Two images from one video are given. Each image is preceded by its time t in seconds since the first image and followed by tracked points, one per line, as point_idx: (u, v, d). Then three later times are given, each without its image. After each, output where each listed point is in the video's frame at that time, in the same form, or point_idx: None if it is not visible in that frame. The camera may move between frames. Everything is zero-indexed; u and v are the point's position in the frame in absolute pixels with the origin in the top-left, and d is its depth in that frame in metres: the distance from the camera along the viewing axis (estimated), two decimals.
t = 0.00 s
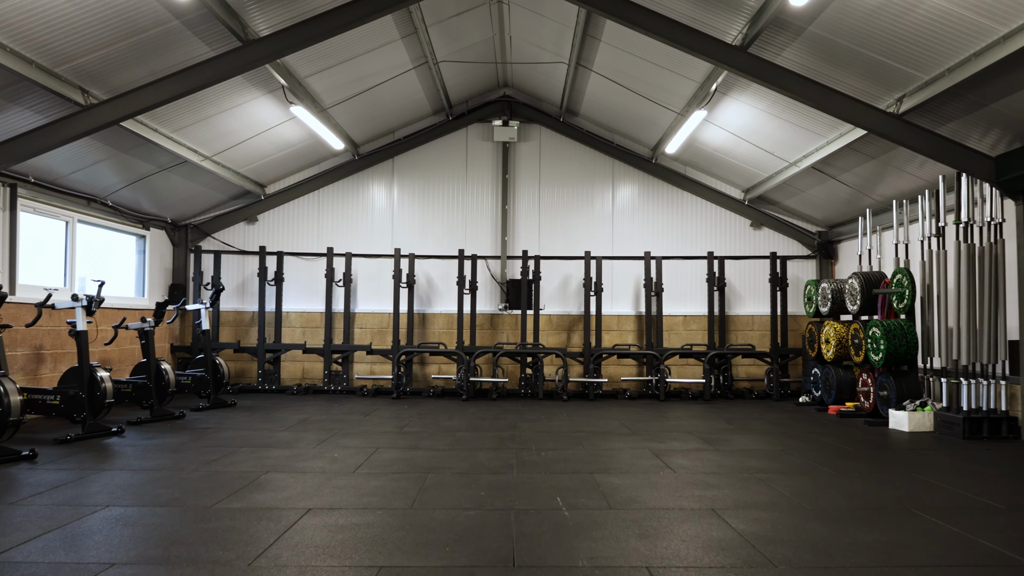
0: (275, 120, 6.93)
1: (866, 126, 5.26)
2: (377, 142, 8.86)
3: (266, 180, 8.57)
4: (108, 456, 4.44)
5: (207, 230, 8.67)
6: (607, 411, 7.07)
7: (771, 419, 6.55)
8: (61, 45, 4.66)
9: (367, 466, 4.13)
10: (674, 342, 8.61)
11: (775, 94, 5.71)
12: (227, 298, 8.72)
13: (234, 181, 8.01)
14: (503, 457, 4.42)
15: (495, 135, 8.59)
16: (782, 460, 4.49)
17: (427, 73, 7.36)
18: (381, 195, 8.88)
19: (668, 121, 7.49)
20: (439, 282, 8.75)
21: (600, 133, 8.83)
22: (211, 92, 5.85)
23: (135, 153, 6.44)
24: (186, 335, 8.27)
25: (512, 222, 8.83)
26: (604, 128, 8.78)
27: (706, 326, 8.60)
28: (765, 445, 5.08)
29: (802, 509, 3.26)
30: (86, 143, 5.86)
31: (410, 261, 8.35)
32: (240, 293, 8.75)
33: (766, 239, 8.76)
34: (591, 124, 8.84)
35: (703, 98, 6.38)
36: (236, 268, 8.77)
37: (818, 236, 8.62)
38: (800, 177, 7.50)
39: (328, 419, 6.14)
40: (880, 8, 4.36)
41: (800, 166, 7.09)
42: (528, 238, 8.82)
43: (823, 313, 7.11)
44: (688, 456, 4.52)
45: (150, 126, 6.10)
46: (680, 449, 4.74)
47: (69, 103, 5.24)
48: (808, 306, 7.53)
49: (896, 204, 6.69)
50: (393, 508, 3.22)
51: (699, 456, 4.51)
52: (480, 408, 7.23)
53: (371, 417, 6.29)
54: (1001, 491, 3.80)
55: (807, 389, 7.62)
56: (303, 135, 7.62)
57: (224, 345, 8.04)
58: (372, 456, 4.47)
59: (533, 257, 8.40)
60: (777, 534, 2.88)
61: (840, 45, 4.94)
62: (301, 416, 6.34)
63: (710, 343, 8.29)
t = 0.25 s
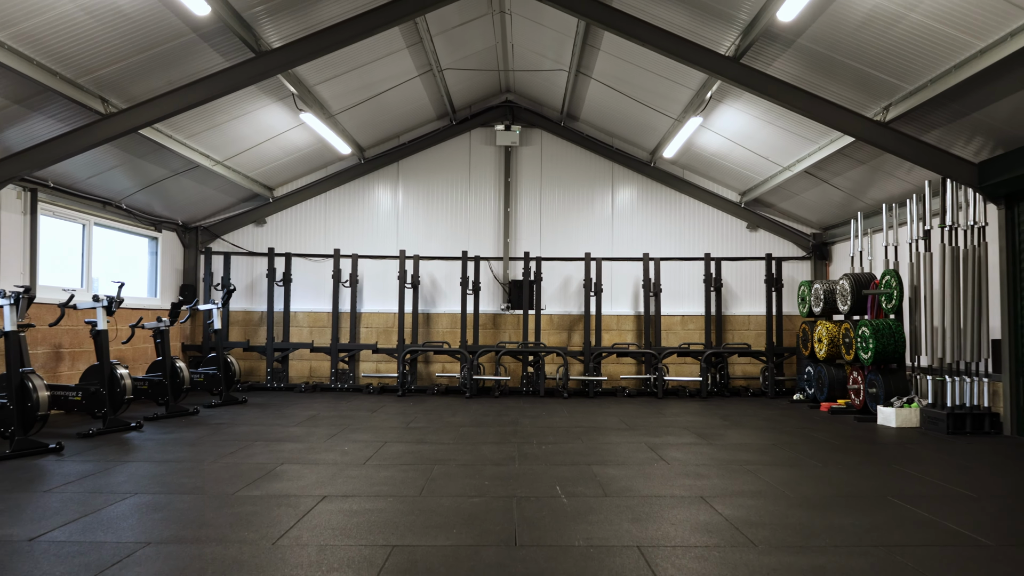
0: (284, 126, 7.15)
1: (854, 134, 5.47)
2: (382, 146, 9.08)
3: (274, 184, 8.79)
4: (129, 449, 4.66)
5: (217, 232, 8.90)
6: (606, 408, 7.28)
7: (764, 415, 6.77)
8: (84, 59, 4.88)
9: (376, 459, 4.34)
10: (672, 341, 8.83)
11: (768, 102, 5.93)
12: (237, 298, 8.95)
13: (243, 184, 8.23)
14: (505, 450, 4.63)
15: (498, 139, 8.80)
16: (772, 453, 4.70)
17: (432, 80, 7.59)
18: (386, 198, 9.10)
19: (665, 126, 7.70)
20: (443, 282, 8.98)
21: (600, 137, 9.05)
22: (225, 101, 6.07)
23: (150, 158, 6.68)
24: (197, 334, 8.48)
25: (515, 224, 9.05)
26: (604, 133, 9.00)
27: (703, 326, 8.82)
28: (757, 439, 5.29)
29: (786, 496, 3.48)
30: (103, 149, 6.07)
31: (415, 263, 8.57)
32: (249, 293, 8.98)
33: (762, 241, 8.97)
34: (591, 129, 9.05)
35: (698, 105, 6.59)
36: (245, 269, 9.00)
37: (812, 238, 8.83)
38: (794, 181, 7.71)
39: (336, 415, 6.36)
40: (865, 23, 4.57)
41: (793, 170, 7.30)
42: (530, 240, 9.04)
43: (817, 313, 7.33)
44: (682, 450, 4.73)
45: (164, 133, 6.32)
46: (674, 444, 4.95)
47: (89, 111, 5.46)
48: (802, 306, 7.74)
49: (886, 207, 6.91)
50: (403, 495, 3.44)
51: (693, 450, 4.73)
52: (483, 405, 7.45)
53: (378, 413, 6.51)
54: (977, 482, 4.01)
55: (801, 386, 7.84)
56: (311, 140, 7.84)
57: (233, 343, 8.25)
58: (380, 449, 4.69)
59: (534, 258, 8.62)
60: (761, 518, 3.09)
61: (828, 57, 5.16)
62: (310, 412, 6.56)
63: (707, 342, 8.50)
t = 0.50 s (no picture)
0: (294, 133, 7.39)
1: (843, 141, 5.70)
2: (388, 151, 9.32)
3: (283, 187, 9.04)
4: (151, 442, 4.91)
5: (227, 234, 9.15)
6: (605, 405, 7.52)
7: (758, 412, 7.00)
8: (107, 72, 5.12)
9: (386, 451, 4.59)
10: (670, 340, 9.07)
11: (760, 111, 6.17)
12: (247, 298, 9.21)
13: (253, 188, 8.48)
14: (508, 443, 4.87)
15: (500, 143, 9.04)
16: (762, 447, 4.94)
17: (437, 87, 7.84)
18: (392, 201, 9.35)
19: (664, 132, 7.93)
20: (448, 283, 9.23)
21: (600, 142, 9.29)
22: (238, 110, 6.32)
23: (166, 164, 6.93)
24: (208, 334, 8.71)
25: (517, 226, 9.29)
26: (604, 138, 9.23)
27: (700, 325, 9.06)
28: (749, 434, 5.53)
29: (772, 485, 3.72)
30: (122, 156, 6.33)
31: (420, 264, 8.81)
32: (259, 293, 9.23)
33: (758, 243, 9.20)
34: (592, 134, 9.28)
35: (695, 113, 6.83)
36: (255, 270, 9.26)
37: (807, 239, 9.04)
38: (788, 185, 7.94)
39: (346, 411, 6.60)
40: (850, 38, 4.81)
41: (787, 174, 7.53)
42: (532, 242, 9.28)
43: (810, 313, 7.57)
44: (677, 444, 4.97)
45: (179, 139, 6.56)
46: (670, 437, 5.19)
47: (111, 121, 5.71)
48: (796, 307, 7.98)
49: (876, 211, 7.15)
50: (414, 484, 3.69)
51: (687, 443, 4.97)
52: (486, 402, 7.69)
53: (386, 409, 6.75)
54: (953, 473, 4.23)
55: (795, 384, 8.07)
56: (319, 145, 8.08)
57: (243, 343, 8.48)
58: (389, 442, 4.93)
59: (536, 259, 8.86)
60: (746, 504, 3.33)
61: (816, 68, 5.40)
62: (320, 408, 6.80)
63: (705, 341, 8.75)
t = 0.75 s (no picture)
0: (303, 138, 7.62)
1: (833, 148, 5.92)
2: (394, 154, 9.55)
3: (291, 190, 9.27)
4: (169, 437, 5.14)
5: (236, 236, 9.39)
6: (605, 403, 7.74)
7: (753, 409, 7.23)
8: (127, 83, 5.34)
9: (394, 445, 4.81)
10: (669, 339, 9.29)
11: (754, 118, 6.37)
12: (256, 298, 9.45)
13: (262, 191, 8.70)
14: (511, 438, 5.10)
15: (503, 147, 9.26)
16: (754, 441, 5.16)
17: (442, 94, 8.07)
18: (397, 204, 9.58)
19: (662, 137, 8.15)
20: (452, 284, 9.45)
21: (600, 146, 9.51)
22: (250, 117, 6.55)
23: (180, 169, 7.16)
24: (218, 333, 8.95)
25: (519, 228, 9.52)
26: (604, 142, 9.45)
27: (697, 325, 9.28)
28: (743, 429, 5.75)
29: (760, 476, 3.93)
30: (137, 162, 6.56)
31: (425, 265, 9.04)
32: (268, 294, 9.47)
33: (755, 244, 9.42)
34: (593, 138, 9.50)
35: (691, 119, 7.04)
36: (264, 271, 9.50)
37: (803, 241, 9.25)
38: (783, 188, 8.15)
39: (353, 408, 6.83)
40: (838, 50, 5.02)
41: (781, 178, 7.75)
42: (534, 244, 9.51)
43: (804, 313, 7.80)
44: (673, 438, 5.19)
45: (193, 145, 6.80)
46: (666, 432, 5.41)
47: (128, 129, 5.93)
48: (791, 307, 8.20)
49: (868, 215, 7.36)
50: (421, 474, 3.91)
51: (682, 438, 5.19)
52: (490, 400, 7.91)
53: (392, 407, 6.98)
54: (934, 465, 4.45)
55: (790, 382, 8.29)
56: (326, 150, 8.30)
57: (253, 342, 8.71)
58: (397, 437, 5.16)
59: (538, 261, 9.08)
60: (734, 492, 3.55)
61: (807, 78, 5.61)
62: (329, 406, 7.03)
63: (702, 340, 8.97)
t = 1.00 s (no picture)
0: (312, 144, 7.87)
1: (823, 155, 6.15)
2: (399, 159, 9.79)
3: (300, 194, 9.51)
4: (187, 431, 5.39)
5: (246, 238, 9.65)
6: (605, 400, 7.98)
7: (747, 406, 7.47)
8: (146, 94, 5.59)
9: (402, 439, 5.06)
10: (668, 339, 9.53)
11: (747, 125, 6.61)
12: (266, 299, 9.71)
13: (272, 195, 8.96)
14: (513, 433, 5.35)
15: (506, 152, 9.48)
16: (746, 436, 5.40)
17: (446, 101, 8.32)
18: (403, 207, 9.83)
19: (660, 143, 8.38)
20: (456, 285, 9.70)
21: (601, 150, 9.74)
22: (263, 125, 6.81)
23: (193, 175, 7.41)
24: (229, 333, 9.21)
25: (522, 231, 9.76)
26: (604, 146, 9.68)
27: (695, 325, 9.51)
28: (736, 425, 5.99)
29: (747, 467, 4.17)
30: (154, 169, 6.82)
31: (430, 267, 9.29)
32: (277, 294, 9.74)
33: (752, 246, 9.65)
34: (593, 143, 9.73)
35: (688, 126, 7.28)
36: (273, 272, 9.76)
37: (799, 243, 9.47)
38: (778, 192, 8.38)
39: (361, 405, 7.08)
40: (824, 62, 5.26)
41: (776, 182, 7.98)
42: (536, 246, 9.76)
43: (798, 313, 8.04)
44: (668, 433, 5.44)
45: (207, 151, 7.06)
46: (661, 428, 5.65)
47: (147, 137, 6.19)
48: (786, 307, 8.44)
49: (858, 218, 7.61)
50: (428, 465, 4.15)
51: (676, 433, 5.43)
52: (493, 397, 8.16)
53: (399, 404, 7.22)
54: (914, 458, 4.69)
55: (785, 380, 8.53)
56: (334, 155, 8.55)
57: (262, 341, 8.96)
58: (404, 432, 5.41)
59: (540, 262, 9.32)
60: (721, 482, 3.79)
61: (797, 88, 5.84)
62: (337, 403, 7.28)
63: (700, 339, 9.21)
